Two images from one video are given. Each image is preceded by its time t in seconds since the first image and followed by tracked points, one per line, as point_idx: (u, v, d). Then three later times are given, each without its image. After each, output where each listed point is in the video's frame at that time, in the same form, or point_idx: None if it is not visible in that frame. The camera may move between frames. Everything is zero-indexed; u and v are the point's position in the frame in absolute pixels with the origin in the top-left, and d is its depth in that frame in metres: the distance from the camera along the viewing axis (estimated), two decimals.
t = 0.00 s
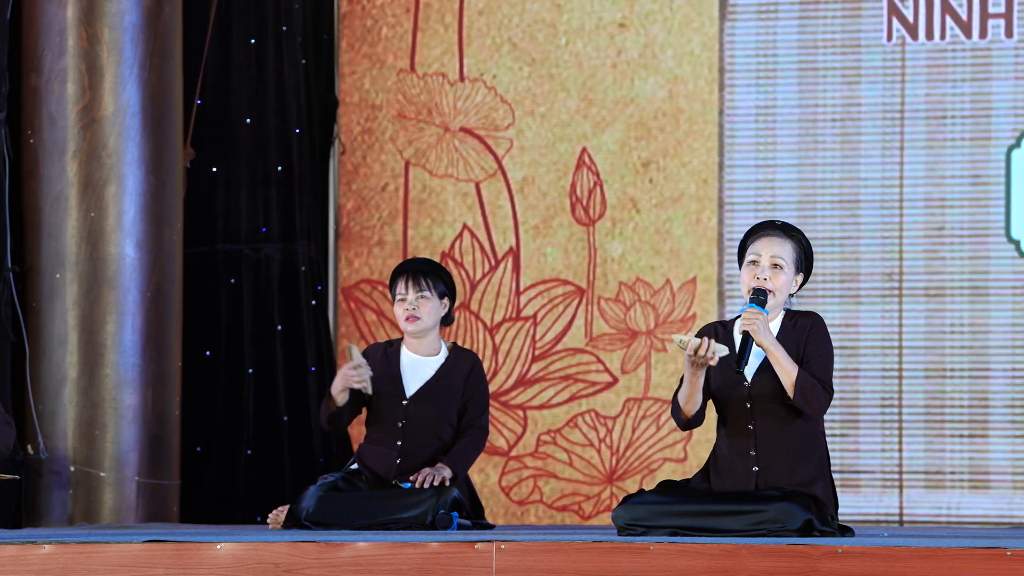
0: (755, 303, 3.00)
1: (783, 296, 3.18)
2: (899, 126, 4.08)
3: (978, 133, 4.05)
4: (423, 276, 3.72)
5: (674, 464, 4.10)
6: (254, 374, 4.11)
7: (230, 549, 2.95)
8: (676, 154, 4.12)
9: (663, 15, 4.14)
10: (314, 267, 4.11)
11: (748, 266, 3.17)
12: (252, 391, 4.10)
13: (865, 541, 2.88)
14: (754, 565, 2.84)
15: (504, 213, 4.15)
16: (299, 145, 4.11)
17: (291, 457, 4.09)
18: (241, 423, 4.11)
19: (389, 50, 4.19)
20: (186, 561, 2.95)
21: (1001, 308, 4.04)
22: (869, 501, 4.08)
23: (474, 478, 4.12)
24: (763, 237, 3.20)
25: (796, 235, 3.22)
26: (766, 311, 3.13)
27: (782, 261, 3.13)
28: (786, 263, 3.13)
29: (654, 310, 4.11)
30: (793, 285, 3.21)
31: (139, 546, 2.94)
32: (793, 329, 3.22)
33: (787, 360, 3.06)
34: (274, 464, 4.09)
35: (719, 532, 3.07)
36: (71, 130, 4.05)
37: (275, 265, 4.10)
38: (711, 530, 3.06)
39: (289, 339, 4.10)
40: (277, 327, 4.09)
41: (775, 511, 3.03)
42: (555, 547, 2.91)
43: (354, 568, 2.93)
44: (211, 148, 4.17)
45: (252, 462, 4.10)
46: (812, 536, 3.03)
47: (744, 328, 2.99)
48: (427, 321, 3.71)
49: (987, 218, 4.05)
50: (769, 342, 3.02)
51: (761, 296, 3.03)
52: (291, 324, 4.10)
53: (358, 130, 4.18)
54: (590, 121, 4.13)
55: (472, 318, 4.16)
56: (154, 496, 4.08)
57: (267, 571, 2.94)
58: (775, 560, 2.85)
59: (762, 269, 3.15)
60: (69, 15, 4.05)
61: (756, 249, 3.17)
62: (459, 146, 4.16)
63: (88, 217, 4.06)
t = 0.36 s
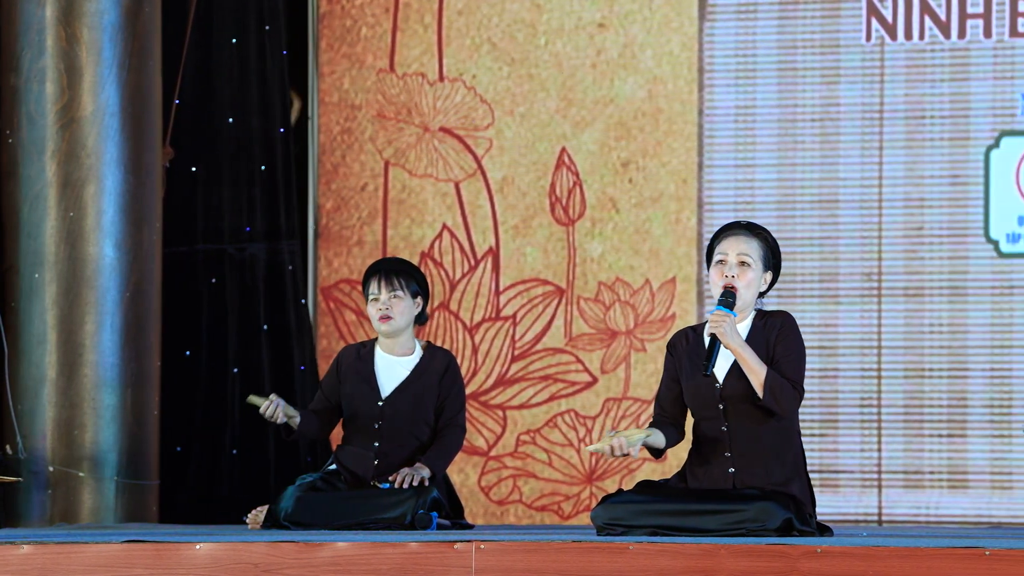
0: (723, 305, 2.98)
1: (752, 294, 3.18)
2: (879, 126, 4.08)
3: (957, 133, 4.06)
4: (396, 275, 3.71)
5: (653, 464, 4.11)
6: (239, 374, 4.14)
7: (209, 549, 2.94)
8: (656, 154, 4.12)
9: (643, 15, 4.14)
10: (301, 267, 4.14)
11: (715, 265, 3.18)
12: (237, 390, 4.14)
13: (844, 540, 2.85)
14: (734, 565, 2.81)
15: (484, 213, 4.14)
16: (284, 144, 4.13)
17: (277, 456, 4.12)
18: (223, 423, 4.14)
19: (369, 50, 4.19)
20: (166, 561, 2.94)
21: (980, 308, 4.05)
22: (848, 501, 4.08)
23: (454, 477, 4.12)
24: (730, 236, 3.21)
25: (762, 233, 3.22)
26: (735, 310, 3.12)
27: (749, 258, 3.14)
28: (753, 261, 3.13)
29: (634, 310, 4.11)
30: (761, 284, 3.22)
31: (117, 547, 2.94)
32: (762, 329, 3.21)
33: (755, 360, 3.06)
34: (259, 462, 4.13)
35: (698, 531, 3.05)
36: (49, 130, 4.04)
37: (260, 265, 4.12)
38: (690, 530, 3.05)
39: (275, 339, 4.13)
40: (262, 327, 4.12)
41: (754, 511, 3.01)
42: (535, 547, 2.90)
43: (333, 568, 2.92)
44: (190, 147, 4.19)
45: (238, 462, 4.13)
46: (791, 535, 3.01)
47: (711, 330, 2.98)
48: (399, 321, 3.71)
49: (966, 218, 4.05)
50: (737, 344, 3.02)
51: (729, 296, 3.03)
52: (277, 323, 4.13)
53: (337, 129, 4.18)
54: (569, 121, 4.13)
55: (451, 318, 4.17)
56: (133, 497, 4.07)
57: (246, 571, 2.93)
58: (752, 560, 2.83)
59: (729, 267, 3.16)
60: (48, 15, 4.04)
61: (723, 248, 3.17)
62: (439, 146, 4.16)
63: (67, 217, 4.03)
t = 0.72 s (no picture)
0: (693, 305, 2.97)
1: (724, 293, 3.19)
2: (858, 126, 4.08)
3: (936, 133, 4.06)
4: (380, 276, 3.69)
5: (632, 464, 4.12)
6: (227, 373, 4.14)
7: (189, 549, 2.95)
8: (635, 154, 4.12)
9: (622, 15, 4.14)
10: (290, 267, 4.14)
11: (686, 266, 3.19)
12: (227, 390, 4.13)
13: (822, 540, 2.87)
14: (714, 565, 2.83)
15: (463, 213, 4.14)
16: (268, 144, 4.12)
17: (266, 455, 4.11)
18: (211, 423, 4.13)
19: (348, 49, 4.19)
20: (144, 562, 2.95)
21: (959, 308, 4.05)
22: (827, 501, 4.09)
23: (433, 478, 4.12)
24: (700, 237, 3.22)
25: (731, 231, 3.22)
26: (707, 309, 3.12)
27: (719, 257, 3.15)
28: (722, 260, 3.14)
29: (613, 310, 4.11)
30: (734, 282, 3.22)
31: (97, 547, 2.94)
32: (735, 329, 3.21)
33: (727, 360, 3.04)
34: (248, 460, 4.12)
35: (676, 532, 3.05)
36: (28, 130, 4.02)
37: (248, 263, 4.12)
38: (669, 530, 3.05)
39: (264, 339, 4.11)
40: (252, 326, 4.11)
41: (733, 511, 3.01)
42: (513, 547, 2.91)
43: (312, 568, 2.93)
44: (169, 147, 4.20)
45: (227, 461, 4.12)
46: (769, 535, 3.02)
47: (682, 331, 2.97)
48: (383, 322, 3.69)
49: (945, 218, 4.06)
50: (708, 344, 2.99)
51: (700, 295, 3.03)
52: (266, 321, 4.11)
53: (317, 129, 4.18)
54: (548, 121, 4.14)
55: (431, 318, 4.16)
56: (113, 497, 4.06)
57: (225, 571, 2.93)
58: (731, 560, 2.84)
59: (699, 267, 3.17)
60: (26, 15, 4.03)
61: (692, 249, 3.18)
62: (419, 146, 4.16)
63: (46, 217, 4.01)
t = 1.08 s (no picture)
0: (689, 305, 2.98)
1: (719, 292, 3.18)
2: (838, 126, 4.09)
3: (916, 134, 4.07)
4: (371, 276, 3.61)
5: (612, 464, 4.13)
6: (216, 373, 4.11)
7: (169, 549, 2.94)
8: (615, 154, 4.12)
9: (603, 15, 4.14)
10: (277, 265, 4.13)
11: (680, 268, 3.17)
12: (213, 389, 4.11)
13: (803, 540, 2.85)
14: (694, 565, 2.82)
15: (444, 213, 4.14)
16: (252, 143, 4.12)
17: (255, 455, 4.08)
18: (198, 422, 4.10)
19: (329, 49, 4.19)
20: (125, 562, 2.94)
21: (939, 308, 4.06)
22: (807, 501, 4.09)
23: (413, 478, 4.12)
24: (694, 237, 3.21)
25: (724, 231, 3.21)
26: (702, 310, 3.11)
27: (713, 259, 3.14)
28: (717, 261, 3.13)
29: (594, 310, 4.12)
30: (728, 280, 3.22)
31: (77, 547, 2.93)
32: (730, 331, 3.21)
33: (721, 361, 3.04)
34: (235, 459, 4.09)
35: (657, 532, 3.03)
36: (7, 129, 4.00)
37: (237, 261, 4.11)
38: (649, 530, 3.03)
39: (253, 339, 4.10)
40: (240, 325, 4.10)
41: (713, 510, 2.99)
42: (494, 547, 2.89)
43: (292, 568, 2.92)
44: (150, 147, 4.20)
45: (216, 461, 4.09)
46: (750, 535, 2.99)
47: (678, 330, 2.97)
48: (374, 323, 3.62)
49: (925, 218, 4.06)
50: (703, 345, 2.98)
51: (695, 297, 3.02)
52: (254, 319, 4.11)
53: (298, 128, 4.18)
54: (529, 121, 4.14)
55: (411, 318, 4.17)
56: (92, 497, 4.05)
57: (205, 571, 2.93)
58: (712, 560, 2.83)
59: (693, 269, 3.15)
60: (6, 14, 4.00)
61: (686, 251, 3.17)
62: (399, 146, 4.16)
63: (26, 216, 4.00)
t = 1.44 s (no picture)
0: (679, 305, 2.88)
1: (711, 293, 3.08)
2: (815, 127, 4.09)
3: (893, 134, 4.07)
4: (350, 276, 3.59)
5: (590, 464, 4.10)
6: (192, 373, 4.12)
7: (147, 549, 2.91)
8: (593, 154, 4.13)
9: (580, 15, 4.14)
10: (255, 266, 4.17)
11: (671, 268, 3.07)
12: (191, 389, 4.11)
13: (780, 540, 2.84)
14: (670, 565, 2.80)
15: (421, 213, 4.15)
16: (232, 143, 4.14)
17: (231, 454, 4.09)
18: (174, 422, 4.11)
19: (306, 49, 4.19)
20: (102, 562, 2.90)
21: (916, 308, 4.06)
22: (784, 501, 4.09)
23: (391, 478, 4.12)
24: (684, 236, 3.10)
25: (716, 230, 3.10)
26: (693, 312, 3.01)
27: (704, 259, 3.02)
28: (709, 262, 3.02)
29: (571, 310, 4.11)
30: (720, 281, 3.11)
31: (53, 547, 2.89)
32: (723, 330, 3.11)
33: (712, 362, 2.94)
34: (211, 459, 4.09)
35: (636, 532, 3.02)
36: None
37: (217, 261, 4.12)
38: (629, 530, 3.02)
39: (231, 338, 4.11)
40: (219, 325, 4.11)
41: (692, 510, 2.97)
42: (472, 547, 2.87)
43: (269, 568, 2.90)
44: (127, 146, 4.17)
45: (192, 461, 4.09)
46: (728, 536, 2.96)
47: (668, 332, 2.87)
48: (351, 322, 3.59)
49: (902, 218, 4.06)
50: (693, 346, 2.90)
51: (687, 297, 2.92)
52: (233, 320, 4.12)
53: (275, 128, 4.17)
54: (507, 121, 4.14)
55: (389, 318, 4.17)
56: (69, 497, 4.05)
57: (182, 571, 2.91)
58: (690, 560, 2.81)
59: (685, 269, 3.04)
60: None
61: (677, 250, 3.06)
62: (376, 145, 4.16)
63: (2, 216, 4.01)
